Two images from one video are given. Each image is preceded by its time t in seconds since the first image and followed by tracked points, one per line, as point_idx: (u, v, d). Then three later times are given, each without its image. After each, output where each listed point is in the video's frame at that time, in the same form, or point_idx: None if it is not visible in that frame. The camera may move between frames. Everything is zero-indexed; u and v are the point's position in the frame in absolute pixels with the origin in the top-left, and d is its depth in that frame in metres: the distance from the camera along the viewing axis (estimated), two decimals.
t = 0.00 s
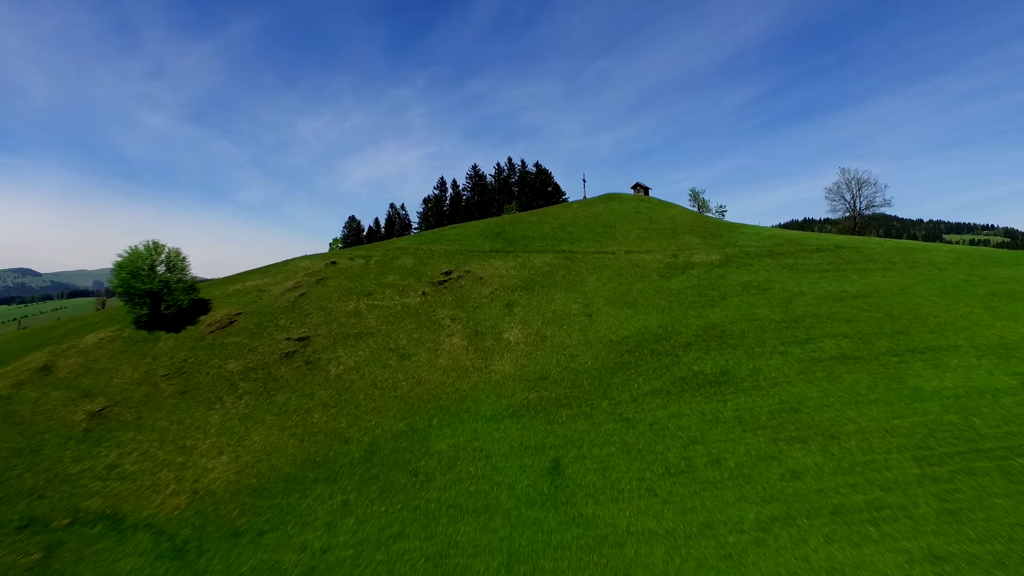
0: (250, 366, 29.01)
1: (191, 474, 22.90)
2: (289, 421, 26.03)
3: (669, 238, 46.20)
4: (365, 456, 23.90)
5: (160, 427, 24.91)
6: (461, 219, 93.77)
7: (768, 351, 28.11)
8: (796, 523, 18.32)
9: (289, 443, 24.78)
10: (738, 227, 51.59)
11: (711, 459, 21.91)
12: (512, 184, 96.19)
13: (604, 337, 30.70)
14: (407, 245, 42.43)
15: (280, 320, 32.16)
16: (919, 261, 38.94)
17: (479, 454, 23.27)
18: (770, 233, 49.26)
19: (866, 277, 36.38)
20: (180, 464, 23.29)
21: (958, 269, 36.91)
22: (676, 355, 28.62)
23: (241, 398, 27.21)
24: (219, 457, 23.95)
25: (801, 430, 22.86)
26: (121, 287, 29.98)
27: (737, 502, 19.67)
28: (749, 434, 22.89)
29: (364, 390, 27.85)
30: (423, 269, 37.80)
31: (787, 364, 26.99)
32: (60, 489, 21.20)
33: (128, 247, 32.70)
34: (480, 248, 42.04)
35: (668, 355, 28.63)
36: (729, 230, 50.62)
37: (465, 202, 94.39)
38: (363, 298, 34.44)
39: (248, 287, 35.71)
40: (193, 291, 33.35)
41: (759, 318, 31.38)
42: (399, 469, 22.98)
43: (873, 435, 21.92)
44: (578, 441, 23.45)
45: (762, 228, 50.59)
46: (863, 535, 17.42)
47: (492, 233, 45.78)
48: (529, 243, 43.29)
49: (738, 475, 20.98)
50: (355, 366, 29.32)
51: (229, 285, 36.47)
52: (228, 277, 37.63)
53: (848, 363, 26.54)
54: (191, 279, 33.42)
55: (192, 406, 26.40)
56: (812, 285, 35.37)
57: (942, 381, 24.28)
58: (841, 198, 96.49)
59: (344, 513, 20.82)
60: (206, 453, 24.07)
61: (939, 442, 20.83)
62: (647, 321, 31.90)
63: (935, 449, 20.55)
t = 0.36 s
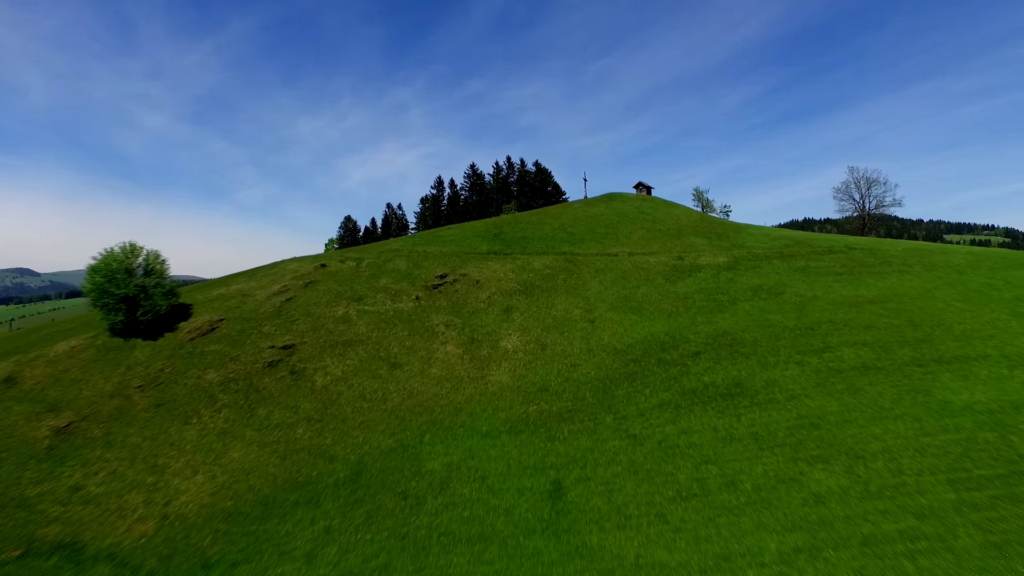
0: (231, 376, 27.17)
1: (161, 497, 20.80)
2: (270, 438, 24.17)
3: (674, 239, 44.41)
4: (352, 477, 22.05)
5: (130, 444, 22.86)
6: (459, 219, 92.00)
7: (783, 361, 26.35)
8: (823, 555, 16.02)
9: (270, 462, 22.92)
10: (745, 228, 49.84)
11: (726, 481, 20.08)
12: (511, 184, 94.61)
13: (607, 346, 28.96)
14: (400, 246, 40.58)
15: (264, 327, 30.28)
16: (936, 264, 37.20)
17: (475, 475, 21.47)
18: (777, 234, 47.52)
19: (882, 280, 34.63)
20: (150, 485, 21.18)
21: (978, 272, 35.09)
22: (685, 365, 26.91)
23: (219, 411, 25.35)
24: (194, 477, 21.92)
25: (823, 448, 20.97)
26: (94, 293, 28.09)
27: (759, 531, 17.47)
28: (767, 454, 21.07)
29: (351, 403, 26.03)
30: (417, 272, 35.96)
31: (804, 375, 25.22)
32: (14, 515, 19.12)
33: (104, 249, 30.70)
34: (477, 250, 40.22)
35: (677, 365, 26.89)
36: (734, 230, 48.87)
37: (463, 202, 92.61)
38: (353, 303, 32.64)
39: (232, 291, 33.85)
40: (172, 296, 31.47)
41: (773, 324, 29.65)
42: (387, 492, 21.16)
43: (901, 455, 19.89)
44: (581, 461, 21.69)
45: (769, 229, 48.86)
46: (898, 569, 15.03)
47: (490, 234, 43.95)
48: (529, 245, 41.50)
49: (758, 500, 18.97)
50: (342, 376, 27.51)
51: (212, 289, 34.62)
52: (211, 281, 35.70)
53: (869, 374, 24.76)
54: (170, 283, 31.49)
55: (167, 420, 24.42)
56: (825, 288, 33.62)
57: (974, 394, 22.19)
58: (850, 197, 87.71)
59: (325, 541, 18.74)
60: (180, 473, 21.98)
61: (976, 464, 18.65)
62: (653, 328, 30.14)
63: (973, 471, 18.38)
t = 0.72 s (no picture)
0: (210, 389, 25.35)
1: (127, 524, 18.69)
2: (248, 457, 22.32)
3: (679, 241, 42.67)
4: (336, 501, 20.17)
5: (96, 465, 20.94)
6: (457, 219, 90.14)
7: (800, 373, 24.57)
8: None
9: (247, 483, 21.00)
10: (752, 229, 48.07)
11: (743, 508, 18.02)
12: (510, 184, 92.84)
13: (611, 355, 27.22)
14: (393, 248, 38.81)
15: (246, 335, 28.46)
16: (955, 267, 35.37)
17: (469, 500, 19.65)
18: (786, 235, 45.75)
19: (900, 284, 32.85)
20: (114, 511, 19.14)
21: (1001, 276, 33.24)
22: (694, 377, 25.21)
23: (195, 427, 23.46)
24: (165, 501, 19.85)
25: (849, 471, 19.04)
26: (64, 300, 26.25)
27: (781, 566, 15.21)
28: (788, 477, 19.19)
29: (337, 419, 24.25)
30: (410, 276, 34.15)
31: (823, 388, 23.44)
32: None
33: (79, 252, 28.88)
34: (474, 252, 38.44)
35: (686, 378, 25.15)
36: (741, 232, 47.13)
37: (461, 202, 90.88)
38: (341, 309, 30.88)
39: (215, 297, 32.04)
40: (150, 303, 29.56)
41: (787, 333, 27.90)
42: (374, 518, 19.16)
43: (936, 480, 17.76)
44: (585, 484, 19.88)
45: (777, 230, 47.11)
46: None
47: (488, 235, 42.16)
48: (528, 247, 39.72)
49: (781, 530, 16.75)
50: (329, 389, 25.73)
51: (194, 294, 32.79)
52: (193, 286, 33.87)
53: (894, 388, 22.78)
54: (148, 289, 29.63)
55: (137, 437, 22.47)
56: (840, 293, 31.88)
57: (1011, 410, 20.01)
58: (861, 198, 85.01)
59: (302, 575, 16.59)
60: (148, 497, 19.94)
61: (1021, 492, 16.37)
62: (660, 336, 28.42)
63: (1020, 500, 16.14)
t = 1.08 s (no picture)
0: (185, 404, 23.49)
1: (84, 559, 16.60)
2: (222, 480, 20.41)
3: (685, 243, 40.92)
4: (316, 530, 18.14)
5: (55, 490, 19.09)
6: (455, 220, 88.16)
7: (819, 388, 22.73)
8: None
9: (220, 510, 19.04)
10: (760, 230, 46.26)
11: (764, 542, 15.78)
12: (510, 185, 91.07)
13: (616, 367, 25.48)
14: (387, 251, 37.06)
15: (226, 344, 26.60)
16: (977, 270, 33.44)
17: (463, 530, 17.66)
18: (795, 238, 44.01)
19: (920, 290, 31.03)
20: (70, 543, 17.12)
21: None
22: (706, 391, 23.44)
23: (167, 446, 21.54)
24: (129, 532, 17.78)
25: (881, 499, 16.81)
26: (28, 308, 24.18)
27: None
28: (813, 506, 17.11)
29: (321, 438, 22.46)
30: (403, 281, 32.37)
31: (845, 405, 21.57)
32: None
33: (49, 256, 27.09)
34: (471, 255, 36.66)
35: (697, 393, 23.39)
36: (749, 233, 45.38)
37: (459, 201, 89.03)
38: (329, 317, 29.08)
39: (196, 303, 30.19)
40: (124, 310, 27.71)
41: (804, 343, 26.12)
42: (356, 552, 17.03)
43: (978, 511, 15.43)
44: (589, 512, 17.86)
45: (786, 233, 45.36)
46: None
47: (485, 237, 40.38)
48: (528, 250, 37.95)
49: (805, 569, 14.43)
50: (313, 404, 23.96)
51: (175, 299, 30.99)
52: (174, 291, 32.06)
53: (923, 405, 20.71)
54: (122, 295, 27.78)
55: (103, 458, 20.59)
56: (857, 300, 30.11)
57: None
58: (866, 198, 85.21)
59: None
60: (110, 526, 17.91)
61: None
62: (668, 346, 26.69)
63: None
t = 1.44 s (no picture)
0: (156, 421, 21.48)
1: None
2: (190, 509, 18.34)
3: (692, 246, 39.19)
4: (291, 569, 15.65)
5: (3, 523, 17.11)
6: (452, 220, 85.98)
7: (843, 406, 20.85)
8: None
9: (189, 543, 16.79)
10: (769, 233, 44.55)
11: None
12: (508, 185, 89.48)
13: (622, 382, 23.71)
14: (379, 255, 35.31)
15: (204, 357, 24.73)
16: (1002, 275, 31.55)
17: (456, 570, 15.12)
18: (805, 241, 42.23)
19: (942, 296, 29.22)
20: None
21: None
22: (719, 409, 21.67)
23: (135, 471, 19.55)
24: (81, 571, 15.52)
25: (920, 534, 14.45)
26: None
27: None
28: (844, 543, 14.69)
29: (303, 461, 20.65)
30: (395, 287, 30.61)
31: (873, 425, 19.62)
32: None
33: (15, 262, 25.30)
34: (468, 259, 34.88)
35: (710, 411, 21.60)
36: (757, 236, 43.63)
37: (457, 202, 87.18)
38: (316, 326, 27.28)
39: (175, 311, 28.34)
40: (95, 320, 25.84)
41: (823, 355, 24.33)
42: None
43: None
44: (594, 548, 15.48)
45: (795, 236, 43.64)
46: None
47: (483, 240, 38.62)
48: (527, 254, 36.20)
49: None
50: (295, 423, 22.16)
51: (153, 307, 29.15)
52: (152, 298, 30.20)
53: (958, 426, 18.62)
54: (93, 303, 25.94)
55: (63, 484, 18.67)
56: (877, 307, 28.34)
57: None
58: (881, 196, 84.93)
59: None
60: (62, 565, 15.69)
61: None
62: (677, 359, 24.96)
63: None
